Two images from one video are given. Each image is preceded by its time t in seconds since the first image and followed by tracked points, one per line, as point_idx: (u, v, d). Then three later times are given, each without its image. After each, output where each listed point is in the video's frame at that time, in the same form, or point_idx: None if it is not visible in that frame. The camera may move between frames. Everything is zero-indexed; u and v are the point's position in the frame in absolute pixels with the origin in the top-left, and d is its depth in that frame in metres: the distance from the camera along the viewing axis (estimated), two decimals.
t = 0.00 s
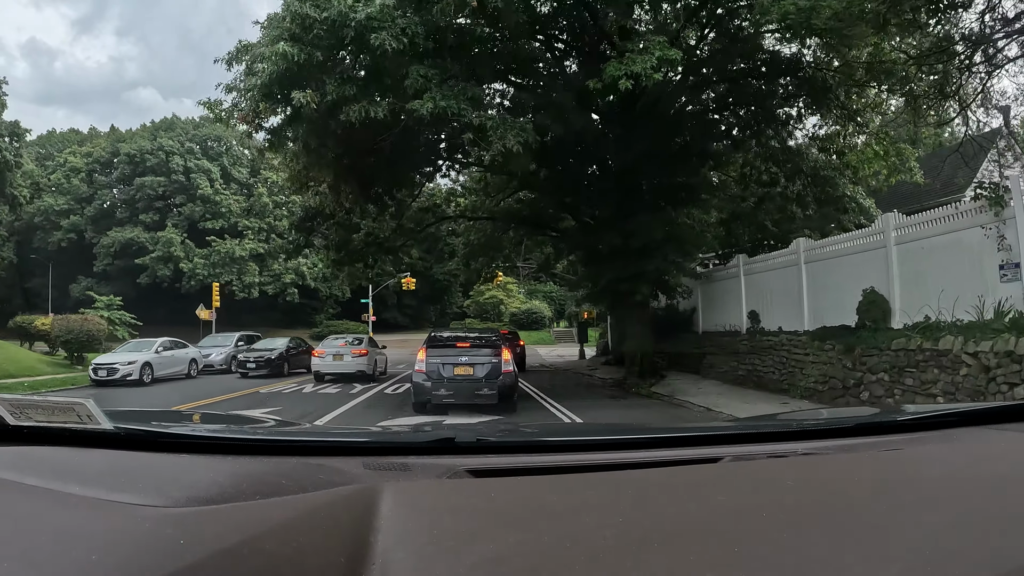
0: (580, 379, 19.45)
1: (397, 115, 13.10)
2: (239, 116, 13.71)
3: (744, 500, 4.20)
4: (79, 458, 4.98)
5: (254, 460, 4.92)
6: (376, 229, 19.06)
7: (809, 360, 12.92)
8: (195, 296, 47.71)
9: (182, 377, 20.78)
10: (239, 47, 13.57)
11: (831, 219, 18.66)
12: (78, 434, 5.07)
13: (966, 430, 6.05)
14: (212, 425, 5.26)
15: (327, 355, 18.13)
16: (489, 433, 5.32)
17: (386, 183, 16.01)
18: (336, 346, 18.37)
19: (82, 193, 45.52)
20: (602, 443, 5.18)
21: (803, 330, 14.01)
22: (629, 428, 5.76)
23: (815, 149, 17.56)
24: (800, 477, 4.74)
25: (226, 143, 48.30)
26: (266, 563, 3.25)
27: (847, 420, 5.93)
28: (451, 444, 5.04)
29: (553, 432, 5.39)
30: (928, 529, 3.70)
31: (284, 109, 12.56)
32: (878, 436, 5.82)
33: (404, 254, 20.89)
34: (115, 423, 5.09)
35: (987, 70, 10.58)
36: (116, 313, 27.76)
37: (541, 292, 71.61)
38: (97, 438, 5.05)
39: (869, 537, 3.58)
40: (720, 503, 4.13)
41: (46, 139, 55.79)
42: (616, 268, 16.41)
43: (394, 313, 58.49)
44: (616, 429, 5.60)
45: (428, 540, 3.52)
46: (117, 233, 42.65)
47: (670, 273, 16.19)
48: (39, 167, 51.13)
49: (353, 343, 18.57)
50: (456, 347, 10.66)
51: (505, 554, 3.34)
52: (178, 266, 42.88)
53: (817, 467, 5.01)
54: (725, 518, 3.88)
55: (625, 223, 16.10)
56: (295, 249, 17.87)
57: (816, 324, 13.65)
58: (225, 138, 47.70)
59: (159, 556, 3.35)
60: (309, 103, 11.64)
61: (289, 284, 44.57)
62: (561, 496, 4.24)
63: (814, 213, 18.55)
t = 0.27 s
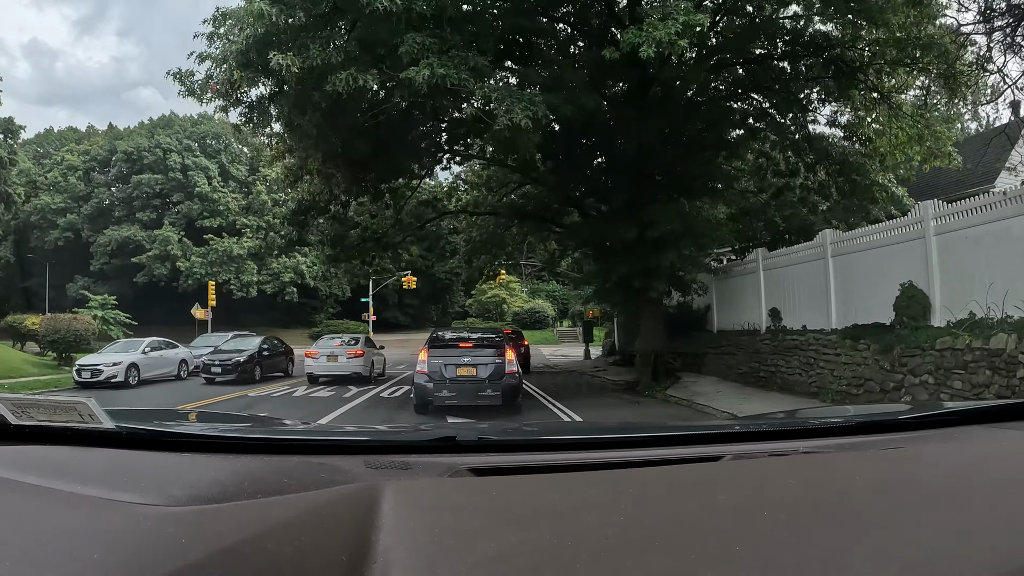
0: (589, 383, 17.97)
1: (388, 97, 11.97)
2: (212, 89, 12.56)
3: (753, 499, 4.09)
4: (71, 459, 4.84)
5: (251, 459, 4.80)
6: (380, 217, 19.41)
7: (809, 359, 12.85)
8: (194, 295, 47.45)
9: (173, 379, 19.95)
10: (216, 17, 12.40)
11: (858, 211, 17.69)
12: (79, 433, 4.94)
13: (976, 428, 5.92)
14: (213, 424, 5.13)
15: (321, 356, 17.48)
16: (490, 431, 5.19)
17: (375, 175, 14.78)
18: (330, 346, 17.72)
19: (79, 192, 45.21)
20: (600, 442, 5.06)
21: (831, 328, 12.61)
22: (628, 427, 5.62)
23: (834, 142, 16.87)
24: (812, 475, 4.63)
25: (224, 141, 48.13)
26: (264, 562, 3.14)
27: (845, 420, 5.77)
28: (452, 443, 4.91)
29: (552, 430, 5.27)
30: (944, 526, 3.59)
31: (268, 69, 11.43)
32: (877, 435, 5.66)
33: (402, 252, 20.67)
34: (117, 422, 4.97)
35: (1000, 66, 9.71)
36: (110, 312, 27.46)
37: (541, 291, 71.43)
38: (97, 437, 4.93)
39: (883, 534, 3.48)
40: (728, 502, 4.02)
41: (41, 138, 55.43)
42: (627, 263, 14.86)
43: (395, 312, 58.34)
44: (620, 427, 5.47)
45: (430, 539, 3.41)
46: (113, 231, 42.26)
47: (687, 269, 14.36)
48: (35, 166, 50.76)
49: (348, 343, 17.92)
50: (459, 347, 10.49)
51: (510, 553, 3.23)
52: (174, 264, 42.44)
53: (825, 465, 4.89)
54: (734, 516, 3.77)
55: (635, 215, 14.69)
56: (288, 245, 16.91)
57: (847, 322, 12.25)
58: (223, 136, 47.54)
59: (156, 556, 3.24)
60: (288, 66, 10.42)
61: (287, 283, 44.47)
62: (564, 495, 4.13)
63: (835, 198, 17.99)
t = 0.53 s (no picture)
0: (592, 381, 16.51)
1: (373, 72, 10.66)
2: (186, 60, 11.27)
3: (761, 499, 3.98)
4: (67, 460, 4.74)
5: (249, 459, 4.70)
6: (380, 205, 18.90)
7: (797, 352, 12.85)
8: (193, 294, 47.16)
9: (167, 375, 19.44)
10: None
11: (885, 202, 16.20)
12: (82, 433, 4.86)
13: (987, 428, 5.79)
14: (217, 424, 5.04)
15: (315, 357, 15.78)
16: (492, 430, 5.08)
17: (363, 164, 13.44)
18: (325, 346, 16.04)
19: (76, 190, 44.87)
20: (598, 442, 4.94)
21: (861, 326, 11.30)
22: (628, 427, 5.49)
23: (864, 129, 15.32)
24: (823, 475, 4.53)
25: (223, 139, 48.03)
26: (263, 563, 3.05)
27: (845, 419, 5.61)
28: (453, 443, 4.80)
29: (551, 430, 5.15)
30: (959, 526, 3.50)
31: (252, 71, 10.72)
32: (876, 435, 5.51)
33: (400, 249, 20.45)
34: (119, 422, 4.89)
35: None
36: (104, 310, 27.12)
37: (542, 291, 71.21)
38: (99, 437, 4.85)
39: (897, 534, 3.38)
40: (735, 502, 3.92)
41: (37, 136, 55.02)
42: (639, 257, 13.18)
43: (396, 312, 58.15)
44: (624, 427, 5.36)
45: (431, 539, 3.32)
46: (110, 229, 41.83)
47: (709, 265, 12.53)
48: (31, 165, 50.34)
49: (343, 343, 16.23)
50: (462, 347, 10.19)
51: (514, 553, 3.14)
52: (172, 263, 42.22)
53: (833, 465, 4.77)
54: (743, 516, 3.67)
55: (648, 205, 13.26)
56: (281, 239, 16.66)
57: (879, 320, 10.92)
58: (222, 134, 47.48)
59: (153, 557, 3.15)
60: (264, 27, 9.10)
61: (286, 282, 44.50)
62: (567, 495, 4.03)
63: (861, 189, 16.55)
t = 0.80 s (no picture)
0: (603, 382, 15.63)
1: (365, 42, 9.64)
2: (153, 25, 9.81)
3: (774, 500, 3.86)
4: (62, 461, 4.61)
5: (248, 460, 4.57)
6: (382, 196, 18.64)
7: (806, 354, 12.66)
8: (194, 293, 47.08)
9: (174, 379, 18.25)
10: None
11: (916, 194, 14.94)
12: (83, 432, 4.73)
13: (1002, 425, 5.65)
14: (220, 424, 4.89)
15: (310, 357, 14.59)
16: (496, 429, 4.95)
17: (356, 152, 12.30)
18: (320, 346, 14.89)
19: (76, 188, 44.65)
20: (601, 442, 4.80)
21: (892, 325, 10.63)
22: (633, 426, 5.34)
23: (895, 109, 13.73)
24: (838, 474, 4.41)
25: (224, 137, 47.87)
26: (261, 566, 2.94)
27: (851, 417, 5.44)
28: (456, 443, 4.66)
29: (554, 429, 5.01)
30: (980, 526, 3.38)
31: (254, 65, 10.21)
32: (883, 435, 5.34)
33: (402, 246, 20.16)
34: (123, 423, 4.76)
35: None
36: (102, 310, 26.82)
37: (544, 289, 70.99)
38: (100, 437, 4.73)
39: (917, 535, 3.27)
40: (746, 503, 3.80)
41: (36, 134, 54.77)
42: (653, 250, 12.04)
43: (398, 311, 58.01)
44: (631, 426, 5.22)
45: (434, 540, 3.21)
46: (110, 229, 41.64)
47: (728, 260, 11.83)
48: (29, 164, 50.09)
49: (341, 342, 15.11)
50: (467, 347, 9.45)
51: (519, 555, 3.03)
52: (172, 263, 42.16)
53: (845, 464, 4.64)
54: (755, 517, 3.55)
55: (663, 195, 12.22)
56: (276, 234, 15.61)
57: (911, 318, 10.26)
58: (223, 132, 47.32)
59: (148, 560, 3.04)
60: None
61: (288, 281, 44.40)
62: (573, 495, 3.91)
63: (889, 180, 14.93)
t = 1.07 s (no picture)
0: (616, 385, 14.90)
1: (360, 17, 9.27)
2: None
3: (780, 498, 3.75)
4: (64, 458, 4.55)
5: (246, 459, 4.47)
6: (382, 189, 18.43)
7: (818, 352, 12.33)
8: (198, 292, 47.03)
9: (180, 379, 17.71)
10: None
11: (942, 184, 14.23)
12: (88, 432, 4.67)
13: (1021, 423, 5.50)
14: (227, 422, 4.81)
15: (307, 358, 13.93)
16: (501, 427, 4.84)
17: (351, 140, 11.68)
18: (318, 346, 14.20)
19: (77, 187, 44.56)
20: (601, 440, 4.69)
21: (923, 322, 9.99)
22: (635, 424, 5.22)
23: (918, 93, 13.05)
24: (852, 471, 4.30)
25: (226, 134, 47.70)
26: (256, 566, 2.85)
27: (854, 415, 5.30)
28: (461, 441, 4.56)
29: (556, 428, 4.90)
30: (995, 525, 3.26)
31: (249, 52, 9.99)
32: (887, 432, 5.19)
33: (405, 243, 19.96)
34: (128, 421, 4.69)
35: None
36: (100, 309, 26.73)
37: (549, 287, 70.66)
38: (103, 436, 4.66)
39: (936, 534, 3.16)
40: (751, 500, 3.69)
41: (38, 133, 54.73)
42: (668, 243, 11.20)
43: (402, 310, 57.83)
44: (640, 424, 5.11)
45: (432, 540, 3.11)
46: (111, 227, 41.55)
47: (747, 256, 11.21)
48: (31, 163, 50.02)
49: (339, 342, 14.34)
50: (471, 346, 9.14)
51: (518, 556, 2.92)
52: (173, 262, 42.07)
53: (853, 462, 4.52)
54: (759, 516, 3.45)
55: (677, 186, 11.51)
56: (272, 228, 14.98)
57: (944, 315, 9.67)
58: (225, 129, 47.15)
59: (144, 560, 2.96)
60: None
61: (290, 280, 44.15)
62: (573, 493, 3.81)
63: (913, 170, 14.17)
